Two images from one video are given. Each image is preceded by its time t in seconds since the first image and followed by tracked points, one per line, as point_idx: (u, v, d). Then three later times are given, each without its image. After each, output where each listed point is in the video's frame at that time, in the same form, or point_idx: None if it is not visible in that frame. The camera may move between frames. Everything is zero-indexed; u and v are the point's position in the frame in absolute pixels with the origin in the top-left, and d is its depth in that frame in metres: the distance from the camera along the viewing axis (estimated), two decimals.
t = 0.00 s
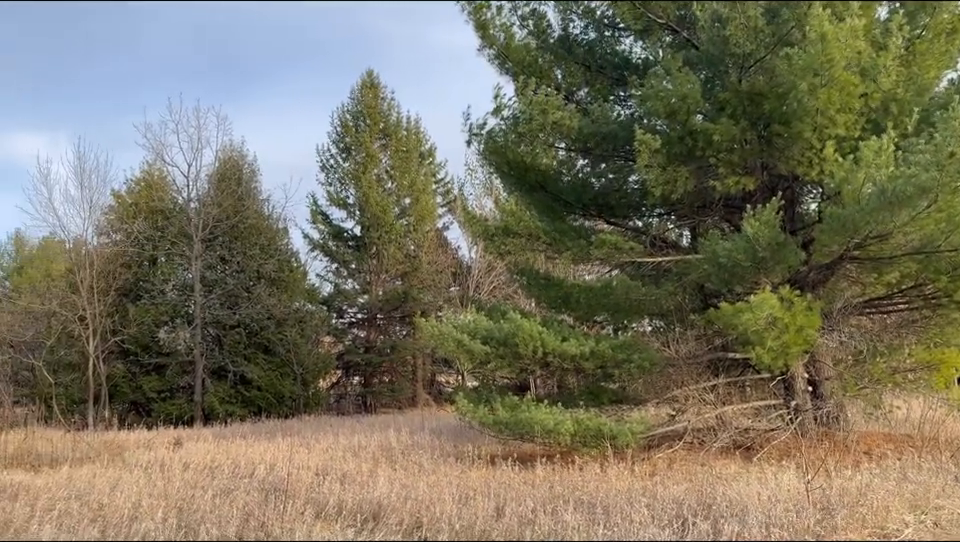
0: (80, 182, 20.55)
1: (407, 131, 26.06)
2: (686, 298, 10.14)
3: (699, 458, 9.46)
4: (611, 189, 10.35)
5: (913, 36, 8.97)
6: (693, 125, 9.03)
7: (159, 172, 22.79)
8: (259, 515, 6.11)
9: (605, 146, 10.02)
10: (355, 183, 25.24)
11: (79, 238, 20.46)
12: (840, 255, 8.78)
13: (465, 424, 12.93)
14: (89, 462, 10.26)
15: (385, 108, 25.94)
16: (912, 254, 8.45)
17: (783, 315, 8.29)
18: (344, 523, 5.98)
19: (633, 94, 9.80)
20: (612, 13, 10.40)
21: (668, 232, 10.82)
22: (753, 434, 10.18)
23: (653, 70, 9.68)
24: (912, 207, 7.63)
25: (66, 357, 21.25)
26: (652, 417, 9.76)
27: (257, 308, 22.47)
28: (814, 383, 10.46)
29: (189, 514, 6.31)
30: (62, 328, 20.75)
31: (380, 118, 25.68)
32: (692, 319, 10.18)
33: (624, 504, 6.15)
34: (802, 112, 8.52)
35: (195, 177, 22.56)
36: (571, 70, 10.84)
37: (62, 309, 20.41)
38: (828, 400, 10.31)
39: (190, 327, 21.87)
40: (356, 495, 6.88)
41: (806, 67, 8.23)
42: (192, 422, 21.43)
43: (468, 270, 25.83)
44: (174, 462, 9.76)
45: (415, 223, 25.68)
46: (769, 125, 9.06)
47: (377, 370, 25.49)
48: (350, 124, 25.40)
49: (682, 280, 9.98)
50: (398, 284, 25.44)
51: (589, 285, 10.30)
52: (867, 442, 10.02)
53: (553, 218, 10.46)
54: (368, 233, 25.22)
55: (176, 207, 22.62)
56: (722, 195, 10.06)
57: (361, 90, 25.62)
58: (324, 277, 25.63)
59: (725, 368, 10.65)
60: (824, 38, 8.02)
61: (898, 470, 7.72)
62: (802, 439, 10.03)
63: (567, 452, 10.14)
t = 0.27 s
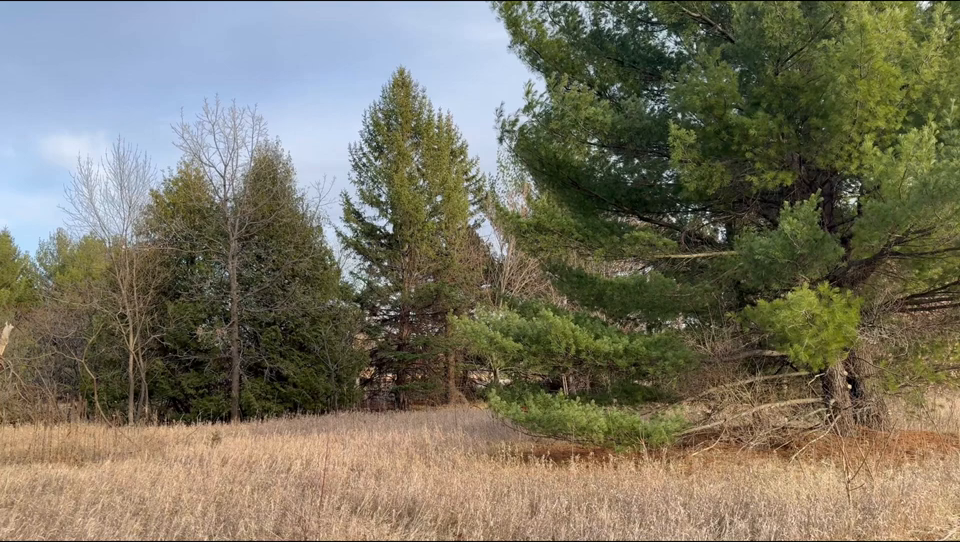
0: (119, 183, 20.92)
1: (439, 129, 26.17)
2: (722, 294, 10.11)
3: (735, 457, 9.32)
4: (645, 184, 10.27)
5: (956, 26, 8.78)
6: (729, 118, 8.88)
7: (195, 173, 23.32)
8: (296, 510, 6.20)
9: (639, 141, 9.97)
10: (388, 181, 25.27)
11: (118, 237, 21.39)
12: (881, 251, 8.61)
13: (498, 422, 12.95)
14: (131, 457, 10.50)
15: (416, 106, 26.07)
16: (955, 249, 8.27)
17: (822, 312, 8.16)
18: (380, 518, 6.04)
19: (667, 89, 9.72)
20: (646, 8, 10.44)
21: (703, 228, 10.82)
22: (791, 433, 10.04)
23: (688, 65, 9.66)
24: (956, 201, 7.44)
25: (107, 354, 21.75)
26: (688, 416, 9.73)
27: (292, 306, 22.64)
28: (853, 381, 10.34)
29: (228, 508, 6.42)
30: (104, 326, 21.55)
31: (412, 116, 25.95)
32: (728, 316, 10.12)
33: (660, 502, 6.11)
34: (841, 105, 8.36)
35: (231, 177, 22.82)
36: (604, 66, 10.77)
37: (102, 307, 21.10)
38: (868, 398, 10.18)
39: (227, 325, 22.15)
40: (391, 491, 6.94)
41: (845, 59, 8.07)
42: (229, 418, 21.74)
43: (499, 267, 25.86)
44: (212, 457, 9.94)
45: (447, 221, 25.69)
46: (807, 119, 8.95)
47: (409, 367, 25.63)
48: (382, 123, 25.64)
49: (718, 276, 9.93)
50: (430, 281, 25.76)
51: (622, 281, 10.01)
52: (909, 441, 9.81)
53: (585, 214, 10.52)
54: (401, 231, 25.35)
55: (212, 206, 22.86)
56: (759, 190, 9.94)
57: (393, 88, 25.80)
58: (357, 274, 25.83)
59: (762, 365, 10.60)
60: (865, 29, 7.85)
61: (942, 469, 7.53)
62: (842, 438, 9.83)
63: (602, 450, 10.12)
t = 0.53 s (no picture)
0: (156, 182, 21.34)
1: (470, 125, 26.21)
2: (759, 290, 9.98)
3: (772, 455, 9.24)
4: (680, 178, 10.13)
5: None
6: (765, 112, 8.76)
7: (231, 171, 23.67)
8: (332, 504, 6.27)
9: (673, 135, 9.88)
10: (419, 178, 25.42)
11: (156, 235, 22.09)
12: (923, 245, 8.42)
13: (531, 419, 12.95)
14: (170, 451, 10.70)
15: (448, 103, 26.14)
16: None
17: (861, 308, 8.01)
18: (414, 513, 6.08)
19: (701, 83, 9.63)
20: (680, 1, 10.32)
21: (739, 223, 10.67)
22: (829, 431, 9.89)
23: (722, 58, 9.57)
24: None
25: (146, 351, 22.17)
26: (723, 413, 9.61)
27: (325, 302, 22.93)
28: (893, 379, 10.13)
29: (266, 502, 6.51)
30: (143, 323, 21.98)
31: (443, 113, 25.98)
32: (765, 313, 9.97)
33: (696, 500, 6.06)
34: (881, 96, 8.15)
35: (266, 175, 23.15)
36: (637, 59, 10.61)
37: (142, 304, 21.71)
38: (910, 396, 9.96)
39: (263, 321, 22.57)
40: (425, 487, 6.98)
41: (884, 50, 7.94)
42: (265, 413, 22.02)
43: (530, 264, 26.17)
44: (249, 451, 10.10)
45: (478, 217, 25.78)
46: (845, 111, 8.76)
47: (441, 363, 25.68)
48: (414, 120, 25.76)
49: (754, 272, 9.78)
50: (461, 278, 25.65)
51: (656, 277, 9.90)
52: (952, 440, 9.60)
53: (618, 210, 10.38)
54: (432, 228, 25.48)
55: (248, 205, 23.22)
56: (796, 184, 9.77)
57: (424, 86, 25.91)
58: (389, 271, 26.01)
59: (799, 362, 10.47)
60: (904, 19, 7.76)
61: None
62: (882, 437, 9.70)
63: (636, 447, 10.07)
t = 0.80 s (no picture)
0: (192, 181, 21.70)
1: (501, 121, 26.16)
2: (795, 287, 9.77)
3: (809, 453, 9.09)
4: (714, 172, 9.99)
5: None
6: (802, 104, 8.61)
7: (266, 169, 23.95)
8: (365, 498, 6.33)
9: (707, 129, 9.74)
10: (450, 174, 25.50)
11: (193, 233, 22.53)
12: None
13: (562, 415, 12.92)
14: (207, 445, 10.90)
15: (478, 99, 26.13)
16: None
17: (900, 304, 7.85)
18: (447, 508, 6.11)
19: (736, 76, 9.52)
20: None
21: (774, 218, 10.49)
22: (868, 429, 9.72)
23: (757, 51, 9.42)
24: None
25: (183, 346, 22.57)
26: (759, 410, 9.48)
27: (357, 299, 23.08)
28: (935, 376, 9.94)
29: (301, 496, 6.59)
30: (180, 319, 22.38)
31: (473, 109, 25.95)
32: (801, 309, 9.86)
33: (731, 498, 6.00)
34: (922, 88, 7.97)
35: (299, 173, 23.40)
36: (670, 53, 10.52)
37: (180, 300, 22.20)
38: (952, 394, 9.74)
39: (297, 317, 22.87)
40: (458, 482, 7.01)
41: (924, 40, 7.81)
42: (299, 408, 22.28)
43: (561, 259, 25.49)
44: (284, 445, 10.25)
45: (508, 213, 25.76)
46: (885, 103, 8.55)
47: (472, 359, 25.74)
48: (445, 117, 25.79)
49: (791, 268, 9.59)
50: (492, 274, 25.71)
51: (689, 272, 9.78)
52: None
53: (651, 204, 10.27)
54: (462, 224, 25.54)
55: (282, 202, 23.49)
56: (833, 178, 9.55)
57: (455, 82, 25.92)
58: (420, 268, 26.13)
59: (837, 359, 10.28)
60: (946, 9, 7.65)
61: None
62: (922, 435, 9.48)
63: (669, 445, 10.00)
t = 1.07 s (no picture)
0: (226, 179, 21.98)
1: (531, 117, 26.09)
2: (831, 282, 9.62)
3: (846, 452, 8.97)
4: (748, 166, 9.89)
5: None
6: (838, 97, 8.48)
7: (298, 168, 24.19)
8: (398, 493, 6.38)
9: (740, 123, 9.65)
10: (480, 171, 25.51)
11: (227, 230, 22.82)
12: None
13: (593, 413, 12.86)
14: (242, 440, 11.06)
15: (509, 96, 26.09)
16: None
17: (940, 301, 7.68)
18: (479, 504, 6.13)
19: (771, 68, 9.40)
20: None
21: (810, 213, 10.34)
22: (906, 427, 9.60)
23: (792, 44, 9.31)
24: None
25: (218, 342, 22.91)
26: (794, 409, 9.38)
27: (388, 296, 23.21)
28: None
29: (334, 490, 6.67)
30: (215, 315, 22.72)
31: (503, 106, 25.93)
32: (838, 305, 9.68)
33: (765, 497, 5.93)
34: None
35: (331, 171, 23.59)
36: (702, 46, 10.40)
37: (215, 297, 22.54)
38: None
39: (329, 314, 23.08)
40: (489, 478, 7.03)
41: None
42: (331, 404, 22.50)
43: (592, 255, 25.60)
44: (318, 440, 10.35)
45: (538, 210, 25.70)
46: (925, 95, 8.32)
47: (503, 355, 25.80)
48: (475, 114, 25.79)
49: (827, 264, 9.47)
50: (523, 271, 25.68)
51: (723, 267, 9.68)
52: None
53: (683, 200, 10.17)
54: (492, 221, 25.54)
55: (314, 200, 23.76)
56: (871, 172, 9.36)
57: (485, 78, 25.92)
58: (450, 264, 26.17)
59: (875, 357, 10.07)
60: None
61: None
62: None
63: (702, 442, 9.92)
